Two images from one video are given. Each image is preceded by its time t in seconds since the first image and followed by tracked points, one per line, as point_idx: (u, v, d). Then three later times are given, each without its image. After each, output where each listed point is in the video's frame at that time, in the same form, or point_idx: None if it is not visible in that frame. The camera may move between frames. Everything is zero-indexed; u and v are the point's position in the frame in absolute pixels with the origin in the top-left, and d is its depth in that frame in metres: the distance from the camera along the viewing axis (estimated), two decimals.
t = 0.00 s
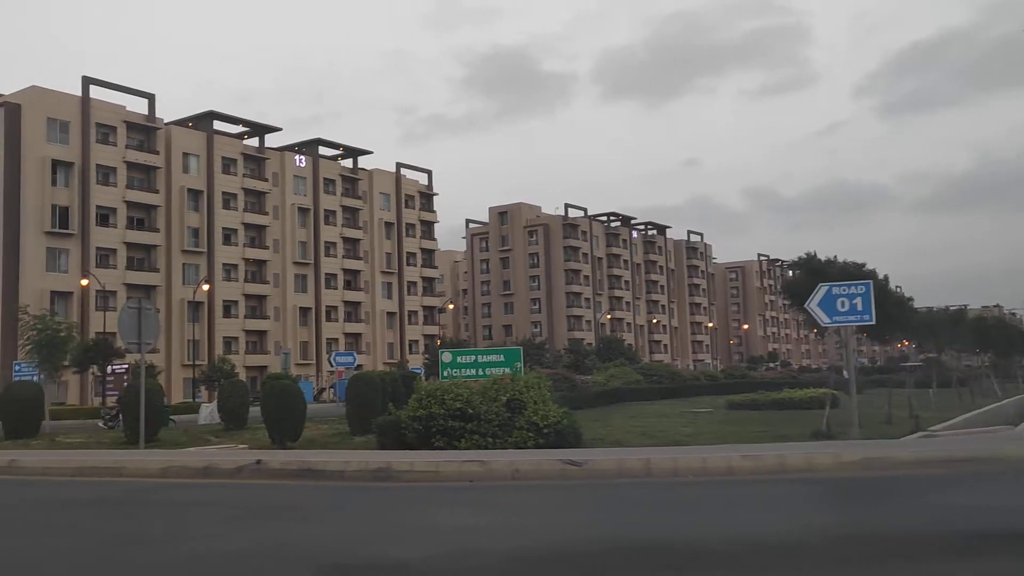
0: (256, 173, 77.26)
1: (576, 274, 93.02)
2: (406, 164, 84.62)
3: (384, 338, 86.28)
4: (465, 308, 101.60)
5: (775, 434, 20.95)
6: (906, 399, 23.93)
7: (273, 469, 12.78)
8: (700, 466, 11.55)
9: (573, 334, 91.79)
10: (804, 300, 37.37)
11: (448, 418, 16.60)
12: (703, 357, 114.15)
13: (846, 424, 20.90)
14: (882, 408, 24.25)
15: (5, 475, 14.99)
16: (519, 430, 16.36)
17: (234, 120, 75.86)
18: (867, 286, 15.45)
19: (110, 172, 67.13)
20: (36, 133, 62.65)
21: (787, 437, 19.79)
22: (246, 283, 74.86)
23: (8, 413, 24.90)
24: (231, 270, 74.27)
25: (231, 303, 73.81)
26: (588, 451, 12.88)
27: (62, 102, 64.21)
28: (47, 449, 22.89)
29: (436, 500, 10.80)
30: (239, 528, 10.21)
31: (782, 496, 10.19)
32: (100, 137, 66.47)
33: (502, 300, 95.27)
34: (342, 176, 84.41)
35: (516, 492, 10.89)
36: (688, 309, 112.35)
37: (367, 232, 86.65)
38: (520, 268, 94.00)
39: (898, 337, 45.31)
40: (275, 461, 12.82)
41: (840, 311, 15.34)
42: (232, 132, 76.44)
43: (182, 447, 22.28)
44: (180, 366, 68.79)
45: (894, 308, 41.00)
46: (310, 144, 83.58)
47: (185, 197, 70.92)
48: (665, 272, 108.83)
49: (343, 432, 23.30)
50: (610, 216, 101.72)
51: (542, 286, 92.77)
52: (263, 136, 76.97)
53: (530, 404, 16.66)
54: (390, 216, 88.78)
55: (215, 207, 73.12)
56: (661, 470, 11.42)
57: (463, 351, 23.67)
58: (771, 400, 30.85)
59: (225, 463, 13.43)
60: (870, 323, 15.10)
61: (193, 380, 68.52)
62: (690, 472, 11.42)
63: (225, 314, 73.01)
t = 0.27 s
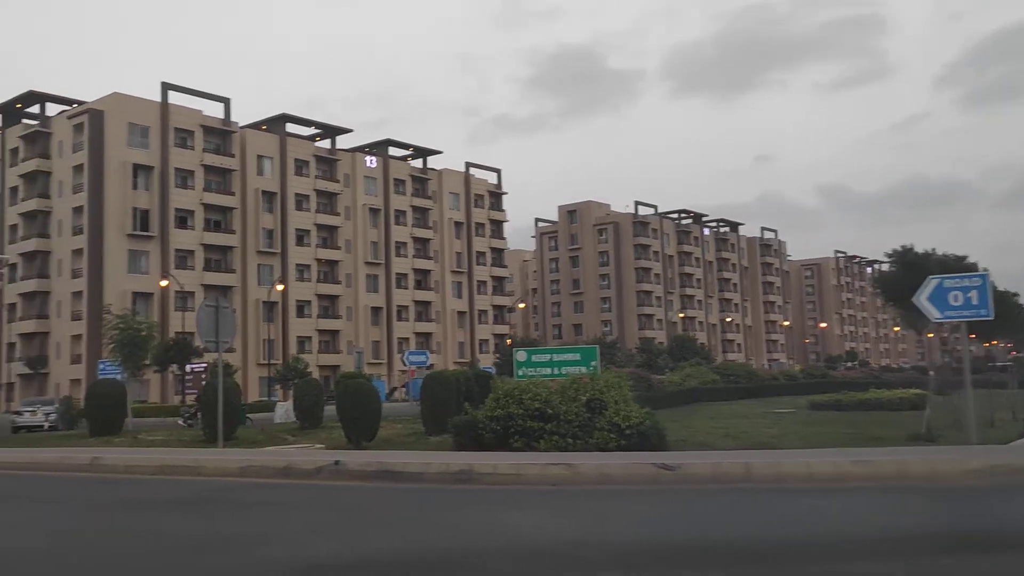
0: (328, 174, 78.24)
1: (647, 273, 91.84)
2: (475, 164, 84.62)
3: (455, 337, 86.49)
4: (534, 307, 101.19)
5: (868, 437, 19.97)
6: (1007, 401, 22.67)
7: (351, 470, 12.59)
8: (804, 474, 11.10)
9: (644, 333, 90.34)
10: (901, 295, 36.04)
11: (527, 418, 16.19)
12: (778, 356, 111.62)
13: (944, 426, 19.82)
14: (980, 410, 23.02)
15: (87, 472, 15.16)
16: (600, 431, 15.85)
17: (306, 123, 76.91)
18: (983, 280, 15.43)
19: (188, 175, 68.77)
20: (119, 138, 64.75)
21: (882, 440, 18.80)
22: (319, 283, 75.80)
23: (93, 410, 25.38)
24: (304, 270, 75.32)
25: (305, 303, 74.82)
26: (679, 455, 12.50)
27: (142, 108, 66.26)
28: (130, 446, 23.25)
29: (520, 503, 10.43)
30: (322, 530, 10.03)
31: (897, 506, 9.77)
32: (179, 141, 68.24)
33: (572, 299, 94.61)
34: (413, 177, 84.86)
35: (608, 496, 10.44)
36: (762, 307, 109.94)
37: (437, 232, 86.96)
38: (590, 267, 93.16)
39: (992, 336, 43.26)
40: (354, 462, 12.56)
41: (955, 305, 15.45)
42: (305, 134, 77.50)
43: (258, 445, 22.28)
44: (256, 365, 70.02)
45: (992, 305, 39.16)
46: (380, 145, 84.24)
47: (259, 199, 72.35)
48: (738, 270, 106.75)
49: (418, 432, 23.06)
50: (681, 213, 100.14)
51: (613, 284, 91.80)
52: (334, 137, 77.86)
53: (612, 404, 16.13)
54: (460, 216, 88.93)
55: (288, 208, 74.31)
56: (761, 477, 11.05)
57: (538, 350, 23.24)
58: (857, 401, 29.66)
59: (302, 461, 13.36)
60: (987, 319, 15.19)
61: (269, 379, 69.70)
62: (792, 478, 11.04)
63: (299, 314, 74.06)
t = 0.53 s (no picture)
0: (404, 174, 78.82)
1: (725, 270, 89.97)
2: (551, 162, 84.11)
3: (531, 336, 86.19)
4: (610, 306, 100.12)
5: (977, 442, 18.77)
6: None
7: (439, 470, 12.23)
8: (937, 482, 10.34)
9: (723, 331, 88.72)
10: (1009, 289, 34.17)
11: (616, 418, 15.63)
12: (864, 355, 108.10)
13: None
14: None
15: (177, 470, 15.21)
16: (692, 431, 15.16)
17: (383, 123, 77.59)
18: None
19: (269, 177, 70.12)
20: (203, 141, 66.53)
21: (991, 444, 17.62)
22: (396, 283, 76.33)
23: (182, 408, 25.79)
24: (382, 270, 75.95)
25: (382, 302, 75.41)
26: (788, 460, 11.83)
27: (225, 112, 67.94)
28: (216, 443, 23.51)
29: (620, 506, 9.94)
30: (415, 531, 9.73)
31: None
32: (260, 144, 69.67)
33: (648, 297, 93.30)
34: (488, 176, 84.83)
35: (715, 504, 9.84)
36: (847, 305, 106.63)
37: (512, 231, 86.75)
38: (667, 265, 91.68)
39: None
40: (441, 463, 12.17)
41: None
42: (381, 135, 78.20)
43: (340, 445, 22.18)
44: (335, 364, 70.92)
45: None
46: (455, 144, 84.47)
47: (337, 199, 73.32)
48: (821, 267, 103.72)
49: (500, 432, 22.67)
50: (761, 209, 97.72)
51: (690, 283, 90.16)
52: (410, 138, 78.35)
53: (705, 404, 15.43)
54: (535, 215, 88.51)
55: (365, 208, 75.06)
56: (886, 484, 10.32)
57: (622, 348, 22.65)
58: (959, 403, 28.15)
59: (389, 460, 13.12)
60: None
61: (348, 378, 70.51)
62: (920, 487, 10.26)
63: (376, 313, 74.71)
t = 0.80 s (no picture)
0: (481, 173, 78.83)
1: (810, 268, 87.40)
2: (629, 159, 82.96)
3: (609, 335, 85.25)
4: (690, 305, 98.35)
5: None
6: None
7: (531, 473, 11.78)
8: None
9: (808, 330, 86.62)
10: None
11: (712, 419, 14.81)
12: (960, 355, 103.67)
13: None
14: None
15: (263, 469, 15.10)
16: (796, 434, 14.24)
17: (460, 123, 77.74)
18: None
19: (348, 178, 70.98)
20: (285, 144, 67.89)
21: None
22: (474, 283, 76.29)
23: (267, 406, 25.88)
24: (459, 269, 76.03)
25: (460, 302, 75.40)
26: (914, 468, 11.07)
27: (305, 115, 69.17)
28: (302, 443, 23.51)
29: (734, 513, 9.40)
30: (509, 533, 9.37)
31: None
32: (339, 145, 70.61)
33: (730, 296, 91.20)
34: (565, 174, 84.20)
35: (840, 515, 9.21)
36: (941, 303, 102.47)
37: (590, 229, 85.91)
38: (749, 263, 89.52)
39: None
40: (535, 465, 11.74)
41: None
42: (458, 134, 78.39)
43: (424, 445, 21.91)
44: (414, 363, 71.30)
45: None
46: (532, 143, 84.10)
47: (415, 199, 73.74)
48: (913, 263, 99.86)
49: (586, 433, 22.07)
50: (848, 204, 94.55)
51: (773, 281, 87.83)
52: (487, 137, 78.31)
53: (810, 406, 14.53)
54: (613, 213, 87.47)
55: (443, 208, 75.31)
56: None
57: (713, 347, 21.74)
58: None
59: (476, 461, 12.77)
60: None
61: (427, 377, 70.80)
62: None
63: (454, 313, 74.80)
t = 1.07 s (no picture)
0: (562, 171, 78.25)
1: (905, 265, 84.06)
2: (713, 154, 81.18)
3: (693, 335, 83.60)
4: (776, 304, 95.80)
5: None
6: None
7: (638, 480, 11.24)
8: None
9: (903, 330, 83.41)
10: None
11: (822, 422, 13.86)
12: None
13: None
14: None
15: (355, 469, 14.95)
16: (917, 439, 13.21)
17: (540, 121, 77.35)
18: None
19: (430, 177, 71.31)
20: (367, 144, 68.53)
21: None
22: (555, 281, 75.70)
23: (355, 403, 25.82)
24: (540, 268, 75.57)
25: (541, 300, 74.91)
26: None
27: (388, 115, 69.70)
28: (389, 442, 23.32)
29: (872, 529, 8.86)
30: (618, 550, 8.88)
31: None
32: (421, 145, 71.01)
33: (819, 294, 88.30)
34: (647, 171, 82.92)
35: (991, 531, 8.60)
36: None
37: (672, 227, 84.39)
38: (839, 261, 86.57)
39: None
40: (643, 471, 11.31)
41: None
42: (539, 133, 77.99)
43: (513, 446, 21.42)
44: (496, 362, 71.19)
45: None
46: (613, 140, 83.09)
47: (496, 198, 73.66)
48: (1016, 260, 95.22)
49: (679, 435, 21.27)
50: (946, 198, 90.56)
51: (865, 279, 84.67)
52: (568, 134, 77.69)
53: (933, 411, 13.49)
54: (696, 210, 85.71)
55: (524, 206, 75.05)
56: None
57: (813, 346, 20.60)
58: None
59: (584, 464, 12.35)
60: None
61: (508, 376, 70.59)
62: None
63: (536, 312, 74.33)
